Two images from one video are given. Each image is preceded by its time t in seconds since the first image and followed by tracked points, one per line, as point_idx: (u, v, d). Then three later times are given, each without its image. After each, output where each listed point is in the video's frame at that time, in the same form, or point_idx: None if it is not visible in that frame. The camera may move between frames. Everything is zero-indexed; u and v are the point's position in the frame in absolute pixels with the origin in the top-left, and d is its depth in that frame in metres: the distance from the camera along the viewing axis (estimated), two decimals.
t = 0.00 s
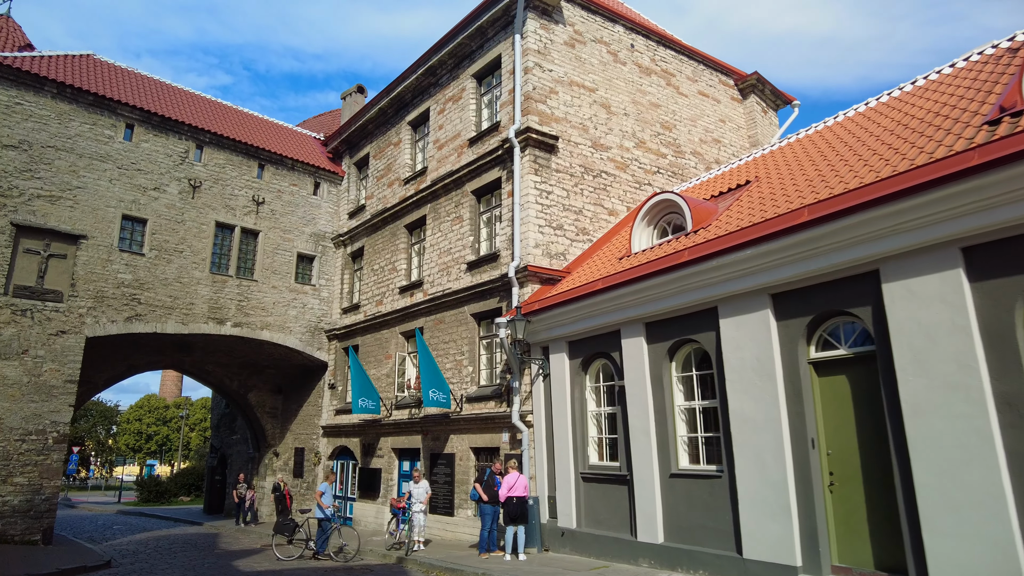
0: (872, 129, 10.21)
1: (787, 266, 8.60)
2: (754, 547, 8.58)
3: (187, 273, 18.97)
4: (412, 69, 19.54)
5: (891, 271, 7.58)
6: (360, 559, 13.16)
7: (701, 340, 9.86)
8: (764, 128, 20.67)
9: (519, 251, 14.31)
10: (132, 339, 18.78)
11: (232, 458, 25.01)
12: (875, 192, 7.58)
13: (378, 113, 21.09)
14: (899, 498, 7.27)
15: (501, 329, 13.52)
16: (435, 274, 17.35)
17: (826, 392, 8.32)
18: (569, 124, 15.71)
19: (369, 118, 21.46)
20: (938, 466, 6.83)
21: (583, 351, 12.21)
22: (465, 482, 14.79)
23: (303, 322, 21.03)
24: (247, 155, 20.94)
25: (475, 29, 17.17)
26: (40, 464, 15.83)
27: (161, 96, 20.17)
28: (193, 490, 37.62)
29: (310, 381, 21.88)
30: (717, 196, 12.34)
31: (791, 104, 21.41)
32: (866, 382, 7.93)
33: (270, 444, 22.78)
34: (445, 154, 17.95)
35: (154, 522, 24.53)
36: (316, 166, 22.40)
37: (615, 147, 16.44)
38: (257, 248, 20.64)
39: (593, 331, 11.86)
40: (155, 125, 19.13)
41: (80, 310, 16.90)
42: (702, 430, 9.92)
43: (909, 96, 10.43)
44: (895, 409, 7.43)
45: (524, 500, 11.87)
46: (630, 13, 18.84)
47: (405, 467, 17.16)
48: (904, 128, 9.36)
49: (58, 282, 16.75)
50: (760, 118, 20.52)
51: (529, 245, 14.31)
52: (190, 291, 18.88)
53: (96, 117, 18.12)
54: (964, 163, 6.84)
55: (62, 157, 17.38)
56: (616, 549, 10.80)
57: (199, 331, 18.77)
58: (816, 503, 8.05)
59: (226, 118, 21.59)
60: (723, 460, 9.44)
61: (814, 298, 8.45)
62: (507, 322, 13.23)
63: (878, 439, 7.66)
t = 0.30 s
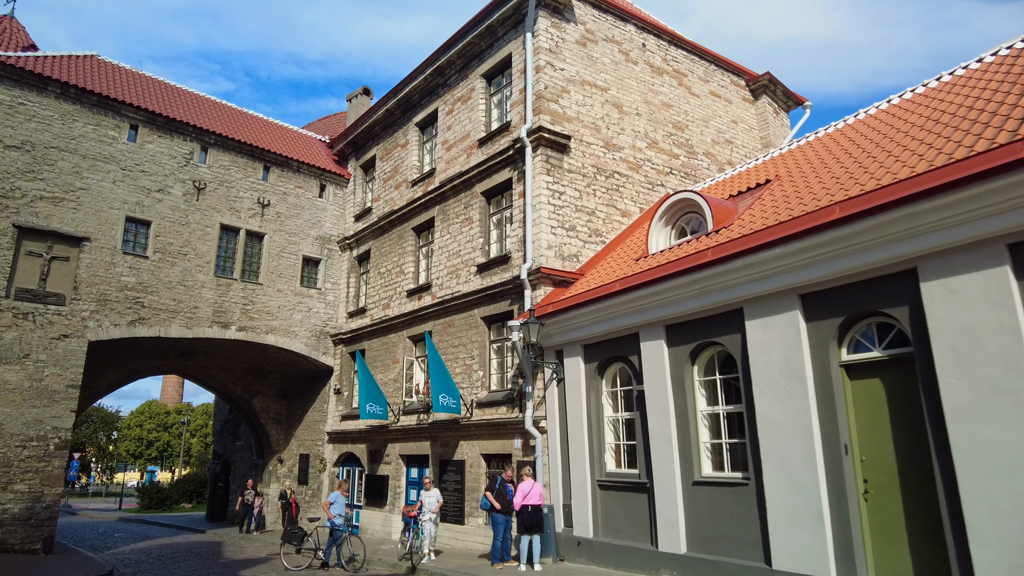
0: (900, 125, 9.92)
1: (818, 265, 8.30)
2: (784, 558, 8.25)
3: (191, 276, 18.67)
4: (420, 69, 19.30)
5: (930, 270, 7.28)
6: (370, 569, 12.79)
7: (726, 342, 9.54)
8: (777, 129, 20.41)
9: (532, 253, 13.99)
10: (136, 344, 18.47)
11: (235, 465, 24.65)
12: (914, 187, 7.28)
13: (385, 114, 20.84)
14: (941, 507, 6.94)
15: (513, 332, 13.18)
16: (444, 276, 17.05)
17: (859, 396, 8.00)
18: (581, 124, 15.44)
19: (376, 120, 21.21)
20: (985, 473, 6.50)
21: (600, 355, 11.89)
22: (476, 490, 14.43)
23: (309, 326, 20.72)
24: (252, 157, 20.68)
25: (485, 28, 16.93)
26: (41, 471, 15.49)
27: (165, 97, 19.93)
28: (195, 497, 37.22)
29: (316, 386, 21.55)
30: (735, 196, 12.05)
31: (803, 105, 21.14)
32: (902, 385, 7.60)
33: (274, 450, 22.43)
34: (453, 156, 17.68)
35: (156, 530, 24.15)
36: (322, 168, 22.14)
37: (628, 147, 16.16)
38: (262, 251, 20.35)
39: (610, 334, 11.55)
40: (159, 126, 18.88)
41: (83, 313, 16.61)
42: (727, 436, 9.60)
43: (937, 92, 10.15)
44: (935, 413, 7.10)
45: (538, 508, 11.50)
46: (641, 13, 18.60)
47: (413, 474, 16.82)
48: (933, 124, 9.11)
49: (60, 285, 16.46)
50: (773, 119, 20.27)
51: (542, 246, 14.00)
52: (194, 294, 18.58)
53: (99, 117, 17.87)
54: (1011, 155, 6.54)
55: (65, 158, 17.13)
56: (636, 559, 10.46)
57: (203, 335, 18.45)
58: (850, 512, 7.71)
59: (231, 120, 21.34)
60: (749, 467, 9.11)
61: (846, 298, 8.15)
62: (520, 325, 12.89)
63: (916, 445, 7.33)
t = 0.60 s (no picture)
0: (924, 120, 9.69)
1: (846, 262, 8.04)
2: (813, 566, 7.95)
3: (193, 278, 18.36)
4: (426, 69, 19.05)
5: (966, 266, 7.03)
6: None
7: (749, 342, 9.27)
8: (786, 130, 20.20)
9: (542, 253, 13.70)
10: (136, 347, 18.16)
11: (236, 470, 24.28)
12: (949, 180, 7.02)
13: (390, 115, 20.59)
14: (982, 511, 6.66)
15: (524, 333, 12.87)
16: (451, 278, 16.76)
17: (890, 397, 7.71)
18: (591, 123, 15.18)
19: (381, 121, 20.95)
20: None
21: (614, 356, 11.59)
22: (484, 495, 14.11)
23: (312, 329, 20.40)
24: (255, 158, 20.40)
25: (493, 27, 16.68)
26: (39, 476, 15.14)
27: (167, 97, 19.66)
28: (194, 503, 36.77)
29: (318, 390, 21.22)
30: (752, 195, 11.80)
31: (812, 106, 20.94)
32: (937, 385, 7.32)
33: (276, 455, 22.09)
34: (460, 155, 17.41)
35: (155, 536, 23.74)
36: (326, 169, 21.87)
37: (638, 146, 15.91)
38: (265, 253, 20.05)
39: (625, 335, 11.26)
40: (161, 126, 18.61)
41: (83, 315, 16.29)
42: (750, 440, 9.32)
43: (961, 86, 9.92)
44: (973, 414, 6.83)
45: (552, 515, 11.13)
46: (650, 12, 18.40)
47: (419, 479, 16.48)
48: (959, 119, 8.87)
49: (60, 287, 16.15)
50: (782, 120, 20.06)
51: (552, 246, 13.70)
52: (196, 296, 18.27)
53: (101, 117, 17.61)
54: None
55: (66, 158, 16.85)
56: (653, 567, 10.16)
57: (205, 338, 18.13)
58: (883, 518, 7.41)
59: (234, 120, 21.07)
60: (774, 471, 8.82)
61: (877, 295, 7.88)
62: (532, 326, 12.58)
63: (952, 447, 7.05)
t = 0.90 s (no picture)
0: (950, 114, 9.44)
1: (878, 258, 7.78)
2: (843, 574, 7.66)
3: (195, 278, 18.06)
4: (431, 67, 18.80)
5: (1006, 261, 6.77)
6: None
7: (773, 342, 9.01)
8: (796, 129, 19.98)
9: (553, 252, 13.42)
10: (137, 348, 17.84)
11: (237, 474, 23.93)
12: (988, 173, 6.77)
13: (395, 114, 20.33)
14: None
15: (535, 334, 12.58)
16: (458, 278, 16.48)
17: (924, 398, 7.43)
18: (601, 120, 14.92)
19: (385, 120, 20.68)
20: None
21: (629, 358, 11.30)
22: (493, 500, 13.80)
23: (315, 331, 20.10)
24: (257, 157, 20.12)
25: (501, 23, 16.43)
26: (37, 481, 14.81)
27: (169, 95, 19.38)
28: (193, 507, 36.34)
29: (321, 393, 20.90)
30: (770, 192, 11.54)
31: (822, 106, 20.72)
32: (974, 386, 7.04)
33: (278, 459, 21.76)
34: (467, 154, 17.13)
35: (155, 541, 23.38)
36: (329, 169, 21.60)
37: (649, 144, 15.66)
38: (268, 254, 19.75)
39: (642, 336, 10.99)
40: (163, 124, 18.33)
41: (83, 316, 15.98)
42: (773, 443, 9.04)
43: (987, 79, 9.68)
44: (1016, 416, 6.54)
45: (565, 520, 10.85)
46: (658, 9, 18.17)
47: (425, 483, 16.17)
48: (989, 113, 8.63)
49: (59, 287, 15.84)
50: (792, 119, 19.84)
51: (563, 246, 13.41)
52: (197, 297, 17.96)
53: (101, 114, 17.32)
54: None
55: (66, 156, 16.56)
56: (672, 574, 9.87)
57: (206, 339, 17.83)
58: (919, 524, 7.11)
59: (236, 119, 20.79)
60: (799, 475, 8.54)
61: (909, 293, 7.62)
62: (543, 327, 12.29)
63: (992, 450, 6.77)
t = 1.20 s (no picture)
0: (975, 112, 9.27)
1: (909, 257, 7.57)
2: None
3: (198, 281, 17.79)
4: (438, 68, 18.62)
5: None
6: None
7: (798, 345, 8.79)
8: (805, 132, 19.85)
9: (564, 254, 13.17)
10: (138, 352, 17.55)
11: (238, 481, 23.60)
12: None
13: (401, 116, 20.13)
14: None
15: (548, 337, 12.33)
16: (465, 281, 16.25)
17: (959, 402, 7.20)
18: (613, 121, 14.74)
19: (390, 122, 20.50)
20: None
21: (645, 361, 11.07)
22: (503, 507, 13.52)
23: (319, 335, 19.83)
24: (261, 159, 19.90)
25: (510, 24, 16.25)
26: (37, 487, 14.50)
27: (172, 96, 19.15)
28: (192, 514, 35.89)
29: (325, 398, 20.62)
30: (789, 193, 11.35)
31: (830, 109, 20.60)
32: (1013, 389, 6.82)
33: (280, 466, 21.45)
34: (475, 156, 16.92)
35: (153, 548, 23.01)
36: (333, 172, 21.38)
37: (660, 146, 15.48)
38: (271, 257, 19.49)
39: (659, 339, 10.77)
40: (166, 125, 18.10)
41: (84, 319, 15.70)
42: (798, 448, 8.81)
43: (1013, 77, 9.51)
44: None
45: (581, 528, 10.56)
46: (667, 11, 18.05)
47: (432, 490, 15.88)
48: (1019, 111, 8.44)
49: (60, 289, 15.57)
50: (801, 122, 19.72)
51: (575, 247, 13.17)
52: (201, 300, 17.68)
53: (104, 115, 17.09)
54: None
55: (68, 156, 16.32)
56: None
57: (209, 343, 17.55)
58: (956, 533, 6.87)
59: (240, 121, 20.57)
60: (826, 481, 8.30)
61: (943, 294, 7.40)
62: (556, 330, 12.05)
63: None
